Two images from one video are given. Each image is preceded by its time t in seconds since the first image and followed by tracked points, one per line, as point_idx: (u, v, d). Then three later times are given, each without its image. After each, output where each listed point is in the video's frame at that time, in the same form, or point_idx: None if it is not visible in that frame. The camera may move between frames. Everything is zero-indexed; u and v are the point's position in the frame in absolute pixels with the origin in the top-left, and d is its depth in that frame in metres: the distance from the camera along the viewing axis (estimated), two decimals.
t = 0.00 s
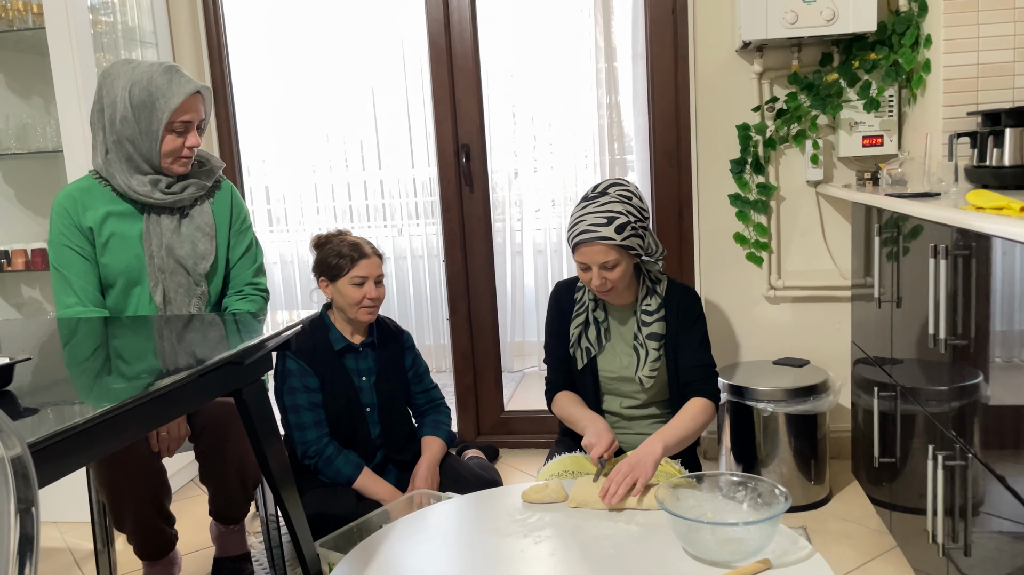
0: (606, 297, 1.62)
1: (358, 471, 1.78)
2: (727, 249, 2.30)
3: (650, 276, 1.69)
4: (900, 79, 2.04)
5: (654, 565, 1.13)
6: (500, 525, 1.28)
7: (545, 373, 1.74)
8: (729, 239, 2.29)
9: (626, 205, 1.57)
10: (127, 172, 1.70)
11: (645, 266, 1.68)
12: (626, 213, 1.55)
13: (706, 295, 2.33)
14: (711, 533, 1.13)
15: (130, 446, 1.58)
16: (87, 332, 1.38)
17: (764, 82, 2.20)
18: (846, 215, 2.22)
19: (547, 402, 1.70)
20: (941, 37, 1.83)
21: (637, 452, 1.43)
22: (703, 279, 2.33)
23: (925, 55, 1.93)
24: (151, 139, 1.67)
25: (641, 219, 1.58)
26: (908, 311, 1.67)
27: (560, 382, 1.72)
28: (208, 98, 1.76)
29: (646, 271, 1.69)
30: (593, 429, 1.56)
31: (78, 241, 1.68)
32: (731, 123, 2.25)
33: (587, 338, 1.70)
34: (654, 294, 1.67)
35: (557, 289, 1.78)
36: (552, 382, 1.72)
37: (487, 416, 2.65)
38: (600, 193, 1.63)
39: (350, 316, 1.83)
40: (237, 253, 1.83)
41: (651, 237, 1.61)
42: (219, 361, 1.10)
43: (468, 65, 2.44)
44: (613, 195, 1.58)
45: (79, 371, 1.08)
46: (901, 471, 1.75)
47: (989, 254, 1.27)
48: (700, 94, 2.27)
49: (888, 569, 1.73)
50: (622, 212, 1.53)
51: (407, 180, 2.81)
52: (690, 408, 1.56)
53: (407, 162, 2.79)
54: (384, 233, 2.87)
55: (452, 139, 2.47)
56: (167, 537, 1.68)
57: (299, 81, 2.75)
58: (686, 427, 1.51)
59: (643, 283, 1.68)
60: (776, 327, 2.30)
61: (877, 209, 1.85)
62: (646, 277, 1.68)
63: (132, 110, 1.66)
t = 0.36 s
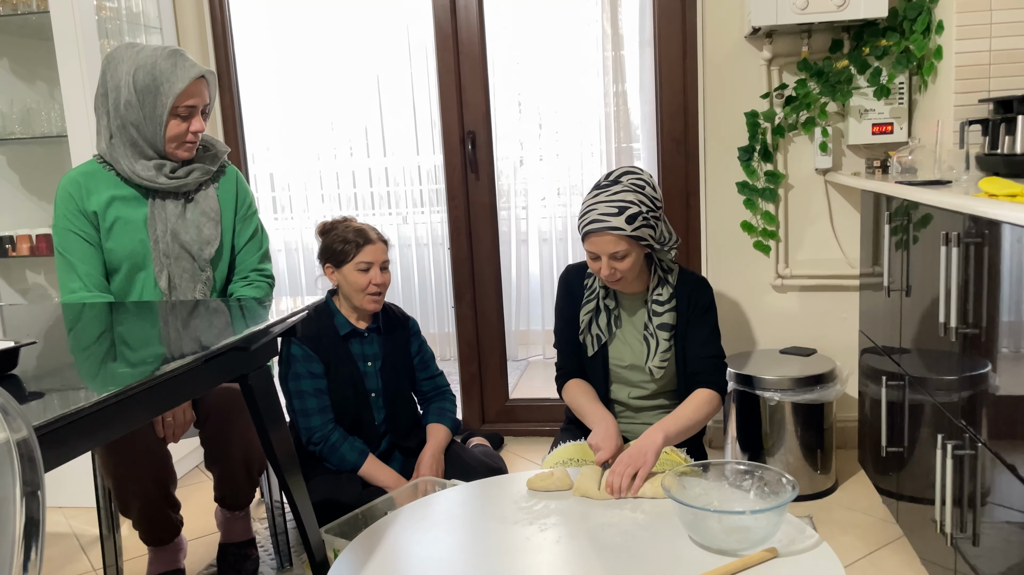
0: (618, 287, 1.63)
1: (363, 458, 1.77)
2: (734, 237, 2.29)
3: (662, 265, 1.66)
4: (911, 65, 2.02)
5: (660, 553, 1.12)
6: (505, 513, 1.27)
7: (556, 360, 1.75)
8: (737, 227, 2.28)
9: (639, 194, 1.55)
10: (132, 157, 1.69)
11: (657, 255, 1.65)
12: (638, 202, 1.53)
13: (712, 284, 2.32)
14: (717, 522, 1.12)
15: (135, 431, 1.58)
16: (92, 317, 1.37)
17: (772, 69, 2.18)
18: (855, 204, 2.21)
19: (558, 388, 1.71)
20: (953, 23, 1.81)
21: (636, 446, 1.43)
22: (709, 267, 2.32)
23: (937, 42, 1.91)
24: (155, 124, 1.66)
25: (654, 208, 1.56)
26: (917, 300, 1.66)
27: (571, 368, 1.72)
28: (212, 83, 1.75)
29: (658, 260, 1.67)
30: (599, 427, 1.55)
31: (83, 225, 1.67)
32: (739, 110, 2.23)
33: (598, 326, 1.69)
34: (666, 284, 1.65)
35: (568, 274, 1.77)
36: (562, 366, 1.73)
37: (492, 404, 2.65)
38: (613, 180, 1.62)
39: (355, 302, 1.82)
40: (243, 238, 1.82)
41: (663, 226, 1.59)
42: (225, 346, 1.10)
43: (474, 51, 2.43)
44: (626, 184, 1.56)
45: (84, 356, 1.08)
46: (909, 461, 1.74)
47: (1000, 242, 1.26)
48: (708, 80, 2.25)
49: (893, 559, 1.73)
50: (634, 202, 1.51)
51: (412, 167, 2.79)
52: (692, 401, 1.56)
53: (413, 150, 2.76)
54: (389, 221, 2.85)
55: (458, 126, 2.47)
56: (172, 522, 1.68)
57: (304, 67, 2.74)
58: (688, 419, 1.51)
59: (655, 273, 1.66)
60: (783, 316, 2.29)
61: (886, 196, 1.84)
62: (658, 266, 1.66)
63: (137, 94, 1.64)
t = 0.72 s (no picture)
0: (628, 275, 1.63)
1: (370, 448, 1.77)
2: (743, 226, 2.28)
3: (671, 253, 1.67)
4: (922, 53, 2.00)
5: (668, 542, 1.12)
6: (512, 501, 1.27)
7: (565, 345, 1.74)
8: (745, 216, 2.27)
9: (648, 181, 1.55)
10: (139, 145, 1.69)
11: (666, 243, 1.66)
12: (646, 189, 1.53)
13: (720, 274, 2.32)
14: (724, 511, 1.12)
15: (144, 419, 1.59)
16: (100, 305, 1.38)
17: (782, 57, 2.17)
18: (865, 193, 2.19)
19: (567, 375, 1.70)
20: (966, 10, 1.79)
21: (649, 436, 1.43)
22: (717, 257, 2.31)
23: (949, 29, 1.89)
24: (162, 112, 1.66)
25: (662, 195, 1.56)
26: (927, 289, 1.65)
27: (582, 355, 1.71)
28: (218, 70, 1.75)
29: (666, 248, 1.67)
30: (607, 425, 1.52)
31: (90, 213, 1.67)
32: (748, 99, 2.22)
33: (608, 313, 1.69)
34: (675, 271, 1.65)
35: (578, 261, 1.77)
36: (571, 353, 1.72)
37: (499, 393, 2.65)
38: (622, 168, 1.61)
39: (360, 286, 1.82)
40: (250, 226, 1.83)
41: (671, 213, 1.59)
42: (232, 333, 1.10)
43: (481, 40, 2.42)
44: (635, 170, 1.56)
45: (93, 343, 1.08)
46: (918, 451, 1.73)
47: (1012, 231, 1.25)
48: (716, 68, 2.24)
49: (901, 549, 1.72)
50: (644, 189, 1.51)
51: (418, 156, 2.78)
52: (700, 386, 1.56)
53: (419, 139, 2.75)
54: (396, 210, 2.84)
55: (465, 114, 2.46)
56: (180, 510, 1.69)
57: (311, 56, 2.73)
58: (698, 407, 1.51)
59: (664, 260, 1.66)
60: (791, 306, 2.28)
61: (897, 185, 1.82)
62: (667, 254, 1.67)
63: (143, 81, 1.64)
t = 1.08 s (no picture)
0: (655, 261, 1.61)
1: (391, 438, 1.76)
2: (765, 211, 2.24)
3: (694, 238, 1.64)
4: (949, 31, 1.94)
5: (695, 531, 1.10)
6: (533, 490, 1.26)
7: (585, 340, 1.71)
8: (767, 200, 2.23)
9: (675, 165, 1.52)
10: (154, 135, 1.68)
11: (689, 227, 1.63)
12: (675, 173, 1.50)
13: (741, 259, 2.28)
14: (751, 500, 1.09)
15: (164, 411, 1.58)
16: (118, 296, 1.37)
17: (804, 37, 2.12)
18: (890, 175, 2.15)
19: (591, 367, 1.66)
20: None
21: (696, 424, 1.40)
22: (738, 242, 2.28)
23: (977, 6, 1.82)
24: (177, 101, 1.65)
25: (690, 179, 1.53)
26: (956, 272, 1.61)
27: (604, 346, 1.68)
28: (232, 57, 1.73)
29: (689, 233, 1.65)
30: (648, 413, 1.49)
31: (107, 205, 1.66)
32: (769, 80, 2.18)
33: (631, 303, 1.66)
34: (700, 256, 1.63)
35: (598, 251, 1.74)
36: (592, 346, 1.69)
37: (518, 381, 2.63)
38: (645, 154, 1.57)
39: (394, 278, 1.80)
40: (266, 216, 1.81)
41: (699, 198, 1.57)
42: (250, 323, 1.08)
43: (496, 25, 2.39)
44: (661, 155, 1.52)
45: (111, 334, 1.07)
46: (947, 437, 1.70)
47: None
48: (736, 49, 2.20)
49: (931, 537, 1.69)
50: (674, 173, 1.48)
51: (434, 145, 2.75)
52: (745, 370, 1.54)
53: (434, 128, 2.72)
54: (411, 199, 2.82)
55: (481, 101, 2.43)
56: (201, 501, 1.69)
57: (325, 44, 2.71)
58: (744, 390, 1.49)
59: (688, 245, 1.64)
60: (815, 291, 2.25)
61: (923, 166, 1.78)
62: (691, 239, 1.64)
63: (157, 70, 1.63)
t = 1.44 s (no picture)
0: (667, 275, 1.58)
1: (398, 449, 1.75)
2: (773, 219, 2.23)
3: (708, 250, 1.63)
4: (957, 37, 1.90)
5: (704, 543, 1.09)
6: (541, 502, 1.24)
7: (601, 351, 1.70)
8: (774, 208, 2.22)
9: (687, 178, 1.51)
10: (162, 146, 1.69)
11: (703, 239, 1.61)
12: (688, 188, 1.49)
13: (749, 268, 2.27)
14: (762, 511, 1.08)
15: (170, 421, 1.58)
16: (126, 306, 1.37)
17: (811, 44, 2.12)
18: (899, 182, 2.14)
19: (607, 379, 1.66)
20: None
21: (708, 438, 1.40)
22: (746, 250, 2.27)
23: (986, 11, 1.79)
24: (184, 112, 1.66)
25: (703, 192, 1.52)
26: (967, 279, 1.59)
27: (619, 357, 1.67)
28: (240, 68, 1.74)
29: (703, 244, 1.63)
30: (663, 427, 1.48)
31: (115, 215, 1.67)
32: (777, 88, 2.18)
33: (645, 315, 1.66)
34: (714, 268, 1.62)
35: (610, 260, 1.74)
36: (608, 357, 1.68)
37: (526, 391, 2.63)
38: (657, 166, 1.57)
39: (390, 283, 1.80)
40: (273, 226, 1.81)
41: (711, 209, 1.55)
42: (257, 333, 1.08)
43: (502, 34, 2.40)
44: (673, 169, 1.52)
45: (117, 345, 1.07)
46: (960, 447, 1.68)
47: None
48: (743, 56, 2.19)
49: (944, 548, 1.67)
50: (686, 189, 1.47)
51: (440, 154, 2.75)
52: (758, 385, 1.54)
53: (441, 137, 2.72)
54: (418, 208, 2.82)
55: (488, 111, 2.44)
56: (208, 511, 1.68)
57: (332, 54, 2.72)
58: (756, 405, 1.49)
59: (702, 258, 1.63)
60: (824, 299, 2.24)
61: (932, 173, 1.77)
62: (705, 250, 1.63)
63: (165, 81, 1.63)
